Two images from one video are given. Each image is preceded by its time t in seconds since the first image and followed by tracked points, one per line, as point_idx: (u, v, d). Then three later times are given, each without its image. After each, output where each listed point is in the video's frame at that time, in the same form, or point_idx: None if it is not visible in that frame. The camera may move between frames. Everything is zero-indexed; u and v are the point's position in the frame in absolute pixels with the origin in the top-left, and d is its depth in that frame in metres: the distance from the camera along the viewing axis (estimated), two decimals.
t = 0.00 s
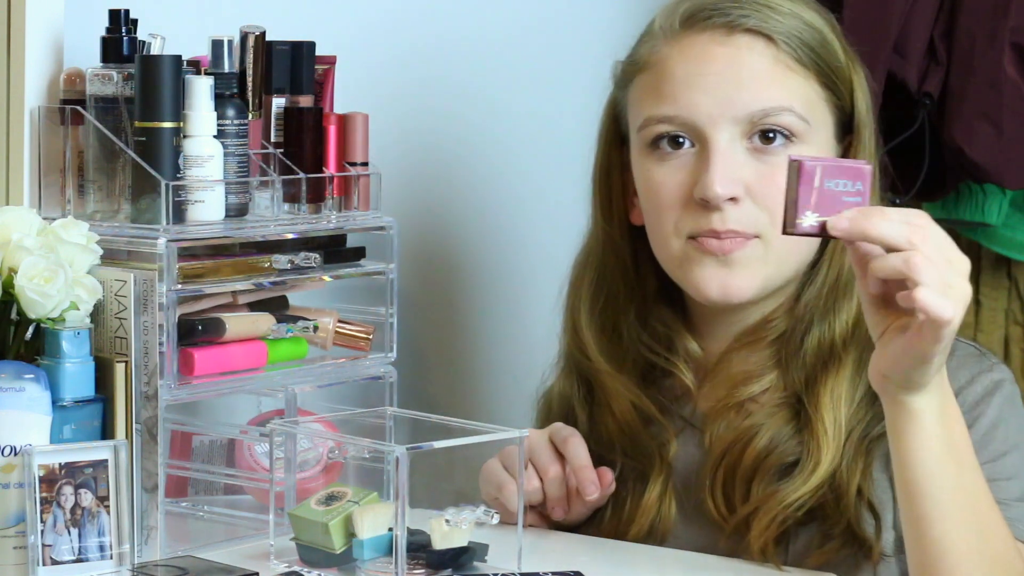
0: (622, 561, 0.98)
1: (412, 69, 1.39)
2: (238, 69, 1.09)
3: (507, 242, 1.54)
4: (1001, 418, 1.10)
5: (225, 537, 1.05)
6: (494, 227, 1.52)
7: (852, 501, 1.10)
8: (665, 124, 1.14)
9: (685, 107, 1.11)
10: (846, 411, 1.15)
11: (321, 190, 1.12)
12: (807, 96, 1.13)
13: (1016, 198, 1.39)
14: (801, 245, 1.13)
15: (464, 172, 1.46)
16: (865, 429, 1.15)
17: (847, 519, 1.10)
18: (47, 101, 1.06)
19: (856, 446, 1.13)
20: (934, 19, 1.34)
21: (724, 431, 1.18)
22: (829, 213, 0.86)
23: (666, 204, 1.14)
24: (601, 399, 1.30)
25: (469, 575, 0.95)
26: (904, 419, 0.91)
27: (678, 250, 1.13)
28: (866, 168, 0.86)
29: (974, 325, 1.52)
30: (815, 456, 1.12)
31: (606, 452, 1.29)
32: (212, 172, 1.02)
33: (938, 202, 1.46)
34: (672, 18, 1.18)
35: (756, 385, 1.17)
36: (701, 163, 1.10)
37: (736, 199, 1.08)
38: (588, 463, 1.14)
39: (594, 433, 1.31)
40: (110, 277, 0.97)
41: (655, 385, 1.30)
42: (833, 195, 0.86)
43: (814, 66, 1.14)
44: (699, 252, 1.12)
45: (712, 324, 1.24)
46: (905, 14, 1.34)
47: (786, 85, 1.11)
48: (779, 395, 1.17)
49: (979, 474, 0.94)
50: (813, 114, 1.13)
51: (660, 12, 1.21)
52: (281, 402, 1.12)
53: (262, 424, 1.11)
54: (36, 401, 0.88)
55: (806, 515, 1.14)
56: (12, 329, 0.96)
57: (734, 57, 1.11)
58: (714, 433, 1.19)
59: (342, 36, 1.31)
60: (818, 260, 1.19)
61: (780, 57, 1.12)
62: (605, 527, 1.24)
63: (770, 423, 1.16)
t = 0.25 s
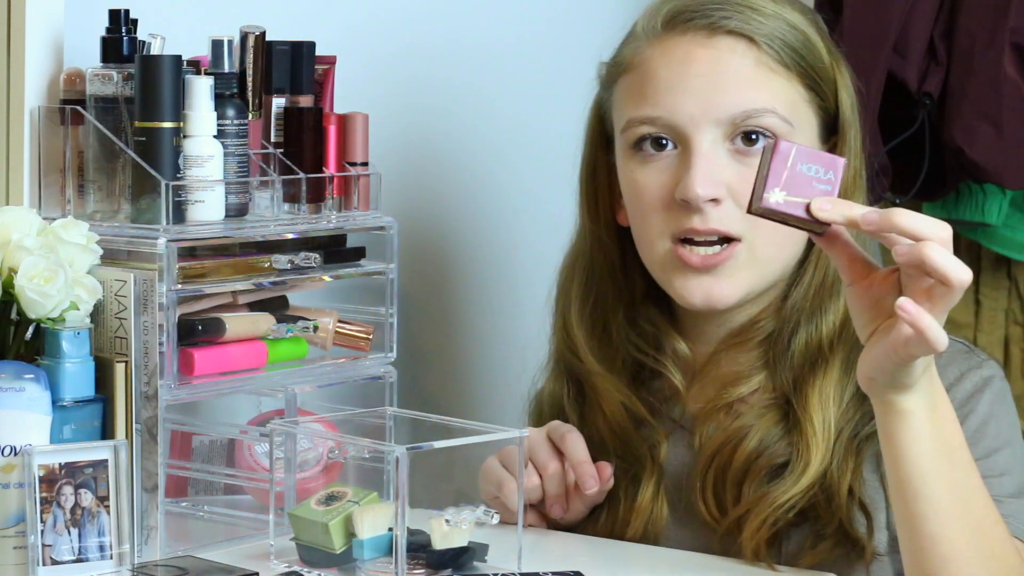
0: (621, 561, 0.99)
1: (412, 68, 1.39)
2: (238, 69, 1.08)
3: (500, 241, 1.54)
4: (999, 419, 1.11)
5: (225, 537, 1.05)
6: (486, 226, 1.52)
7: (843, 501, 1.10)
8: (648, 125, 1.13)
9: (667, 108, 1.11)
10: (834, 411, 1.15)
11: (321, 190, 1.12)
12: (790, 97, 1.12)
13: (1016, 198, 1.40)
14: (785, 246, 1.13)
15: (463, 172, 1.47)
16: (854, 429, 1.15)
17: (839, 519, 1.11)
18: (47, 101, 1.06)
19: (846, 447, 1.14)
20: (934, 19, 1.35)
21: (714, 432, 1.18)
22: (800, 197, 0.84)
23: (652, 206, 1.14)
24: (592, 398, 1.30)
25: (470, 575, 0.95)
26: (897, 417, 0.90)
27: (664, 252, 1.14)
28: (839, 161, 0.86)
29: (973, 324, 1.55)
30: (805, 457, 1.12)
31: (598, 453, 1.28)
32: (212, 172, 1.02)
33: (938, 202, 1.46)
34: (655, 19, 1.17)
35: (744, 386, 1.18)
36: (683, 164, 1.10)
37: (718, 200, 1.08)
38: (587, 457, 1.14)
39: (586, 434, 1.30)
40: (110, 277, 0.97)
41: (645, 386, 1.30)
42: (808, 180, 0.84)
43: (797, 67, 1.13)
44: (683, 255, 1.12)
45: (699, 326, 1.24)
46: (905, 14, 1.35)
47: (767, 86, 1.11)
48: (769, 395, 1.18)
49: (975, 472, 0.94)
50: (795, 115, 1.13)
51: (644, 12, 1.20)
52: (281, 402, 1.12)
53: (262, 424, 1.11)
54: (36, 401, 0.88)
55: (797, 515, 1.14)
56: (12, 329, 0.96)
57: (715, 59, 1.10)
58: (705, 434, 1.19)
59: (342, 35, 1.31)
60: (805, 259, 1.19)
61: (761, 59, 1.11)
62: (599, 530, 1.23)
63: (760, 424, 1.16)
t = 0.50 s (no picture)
0: (622, 561, 0.99)
1: (412, 68, 1.39)
2: (238, 69, 1.08)
3: (500, 242, 1.54)
4: (999, 420, 1.11)
5: (225, 537, 1.05)
6: (486, 227, 1.52)
7: (843, 501, 1.10)
8: (648, 130, 1.13)
9: (667, 114, 1.11)
10: (835, 412, 1.15)
11: (321, 190, 1.12)
12: (790, 101, 1.12)
13: (1016, 198, 1.40)
14: (784, 249, 1.13)
15: (464, 172, 1.47)
16: (855, 429, 1.15)
17: (839, 519, 1.11)
18: (47, 101, 1.06)
19: (847, 447, 1.14)
20: (933, 19, 1.36)
21: (715, 432, 1.18)
22: (795, 198, 0.84)
23: (650, 209, 1.14)
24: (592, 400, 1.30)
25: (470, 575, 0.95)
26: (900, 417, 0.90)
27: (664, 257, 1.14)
28: (840, 163, 0.85)
29: (973, 324, 1.56)
30: (805, 457, 1.12)
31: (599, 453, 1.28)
32: (212, 172, 1.02)
33: (938, 202, 1.47)
34: (655, 23, 1.17)
35: (745, 386, 1.18)
36: (683, 170, 1.10)
37: (718, 207, 1.08)
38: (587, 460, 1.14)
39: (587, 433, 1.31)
40: (110, 277, 0.97)
41: (646, 385, 1.30)
42: (802, 181, 0.85)
43: (797, 71, 1.13)
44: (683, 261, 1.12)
45: (700, 325, 1.24)
46: (905, 14, 1.35)
47: (767, 91, 1.10)
48: (770, 395, 1.18)
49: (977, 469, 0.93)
50: (795, 119, 1.13)
51: (644, 15, 1.20)
52: (281, 402, 1.12)
53: (262, 424, 1.11)
54: (36, 401, 0.88)
55: (798, 515, 1.14)
56: (12, 329, 0.96)
57: (715, 65, 1.10)
58: (706, 434, 1.19)
59: (342, 35, 1.31)
60: (806, 260, 1.19)
61: (761, 64, 1.11)
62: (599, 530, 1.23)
63: (761, 424, 1.16)
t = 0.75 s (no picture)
0: (622, 561, 0.99)
1: (412, 68, 1.39)
2: (238, 69, 1.08)
3: (501, 243, 1.55)
4: (996, 419, 1.12)
5: (225, 538, 1.05)
6: (487, 229, 1.52)
7: (843, 502, 1.10)
8: (649, 131, 1.13)
9: (669, 116, 1.11)
10: (835, 413, 1.15)
11: (321, 190, 1.12)
12: (791, 103, 1.12)
13: (1016, 198, 1.40)
14: (782, 251, 1.14)
15: (464, 173, 1.47)
16: (855, 431, 1.15)
17: (839, 520, 1.10)
18: (47, 101, 1.06)
19: (846, 449, 1.14)
20: (933, 19, 1.36)
21: (715, 432, 1.18)
22: (791, 211, 0.84)
23: (650, 208, 1.14)
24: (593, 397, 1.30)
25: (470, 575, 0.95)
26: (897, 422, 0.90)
27: (662, 255, 1.14)
28: (837, 173, 0.85)
29: (973, 324, 1.56)
30: (804, 459, 1.12)
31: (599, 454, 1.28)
32: (212, 172, 1.02)
33: (938, 202, 1.47)
34: (657, 24, 1.17)
35: (745, 386, 1.18)
36: (683, 172, 1.10)
37: (718, 210, 1.08)
38: (589, 461, 1.13)
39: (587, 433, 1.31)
40: (110, 277, 0.97)
41: (646, 384, 1.30)
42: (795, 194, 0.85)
43: (798, 74, 1.13)
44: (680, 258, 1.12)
45: (700, 326, 1.24)
46: (905, 14, 1.36)
47: (769, 94, 1.10)
48: (769, 396, 1.18)
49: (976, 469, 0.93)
50: (796, 122, 1.13)
51: (645, 16, 1.20)
52: (281, 402, 1.12)
53: (262, 424, 1.11)
54: (36, 401, 0.88)
55: (797, 517, 1.14)
56: (12, 329, 0.96)
57: (716, 67, 1.10)
58: (705, 434, 1.19)
59: (342, 35, 1.31)
60: (806, 261, 1.19)
61: (763, 67, 1.11)
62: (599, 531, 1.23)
63: (760, 425, 1.16)
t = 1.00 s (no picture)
0: (621, 561, 0.99)
1: (412, 68, 1.39)
2: (238, 69, 1.08)
3: (500, 243, 1.55)
4: (995, 420, 1.12)
5: (225, 537, 1.05)
6: (486, 229, 1.52)
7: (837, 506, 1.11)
8: (636, 122, 1.13)
9: (655, 107, 1.11)
10: (827, 418, 1.16)
11: (321, 190, 1.12)
12: (778, 99, 1.11)
13: (1016, 198, 1.40)
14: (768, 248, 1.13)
15: (464, 173, 1.47)
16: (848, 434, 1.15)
17: (833, 524, 1.11)
18: (47, 101, 1.06)
19: (839, 453, 1.15)
20: (933, 19, 1.36)
21: (708, 435, 1.18)
22: (776, 234, 0.83)
23: (636, 201, 1.14)
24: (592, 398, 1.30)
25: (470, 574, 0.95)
26: (881, 446, 0.87)
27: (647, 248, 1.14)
28: (827, 207, 0.81)
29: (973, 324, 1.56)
30: (797, 463, 1.13)
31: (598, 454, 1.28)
32: (212, 172, 1.02)
33: (938, 202, 1.47)
34: (648, 18, 1.18)
35: (738, 390, 1.18)
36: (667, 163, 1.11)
37: (699, 201, 1.08)
38: (589, 460, 1.13)
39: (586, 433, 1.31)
40: (110, 277, 0.97)
41: (642, 384, 1.29)
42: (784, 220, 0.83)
43: (787, 71, 1.12)
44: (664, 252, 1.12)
45: (694, 327, 1.24)
46: (905, 13, 1.36)
47: (756, 89, 1.10)
48: (762, 400, 1.18)
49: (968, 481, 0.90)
50: (782, 118, 1.12)
51: (641, 10, 1.21)
52: (281, 402, 1.12)
53: (262, 424, 1.11)
54: (36, 401, 0.88)
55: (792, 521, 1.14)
56: (12, 329, 0.96)
57: (703, 60, 1.10)
58: (699, 438, 1.19)
59: (343, 35, 1.31)
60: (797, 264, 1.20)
61: (751, 63, 1.11)
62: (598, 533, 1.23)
63: (753, 429, 1.16)
